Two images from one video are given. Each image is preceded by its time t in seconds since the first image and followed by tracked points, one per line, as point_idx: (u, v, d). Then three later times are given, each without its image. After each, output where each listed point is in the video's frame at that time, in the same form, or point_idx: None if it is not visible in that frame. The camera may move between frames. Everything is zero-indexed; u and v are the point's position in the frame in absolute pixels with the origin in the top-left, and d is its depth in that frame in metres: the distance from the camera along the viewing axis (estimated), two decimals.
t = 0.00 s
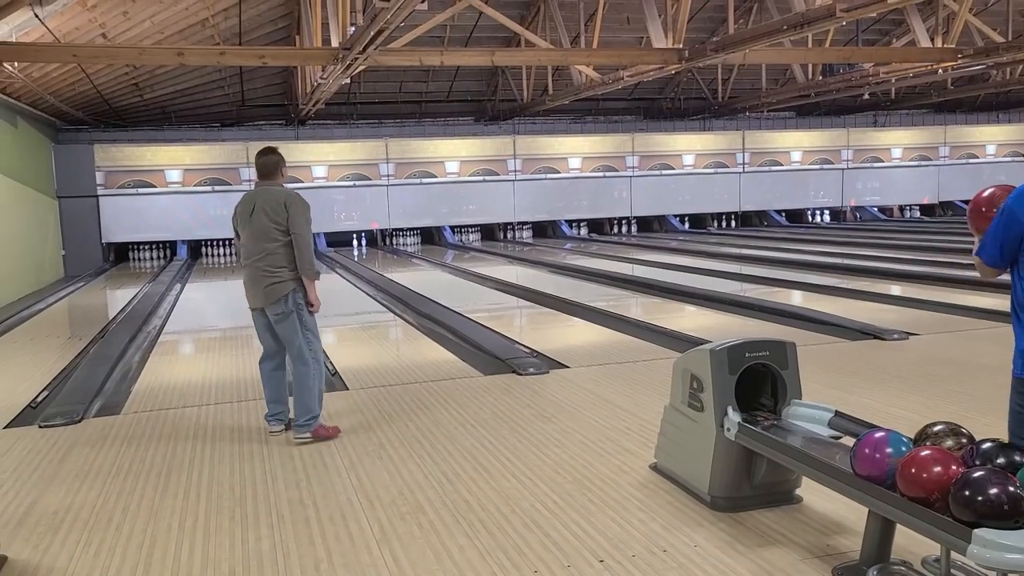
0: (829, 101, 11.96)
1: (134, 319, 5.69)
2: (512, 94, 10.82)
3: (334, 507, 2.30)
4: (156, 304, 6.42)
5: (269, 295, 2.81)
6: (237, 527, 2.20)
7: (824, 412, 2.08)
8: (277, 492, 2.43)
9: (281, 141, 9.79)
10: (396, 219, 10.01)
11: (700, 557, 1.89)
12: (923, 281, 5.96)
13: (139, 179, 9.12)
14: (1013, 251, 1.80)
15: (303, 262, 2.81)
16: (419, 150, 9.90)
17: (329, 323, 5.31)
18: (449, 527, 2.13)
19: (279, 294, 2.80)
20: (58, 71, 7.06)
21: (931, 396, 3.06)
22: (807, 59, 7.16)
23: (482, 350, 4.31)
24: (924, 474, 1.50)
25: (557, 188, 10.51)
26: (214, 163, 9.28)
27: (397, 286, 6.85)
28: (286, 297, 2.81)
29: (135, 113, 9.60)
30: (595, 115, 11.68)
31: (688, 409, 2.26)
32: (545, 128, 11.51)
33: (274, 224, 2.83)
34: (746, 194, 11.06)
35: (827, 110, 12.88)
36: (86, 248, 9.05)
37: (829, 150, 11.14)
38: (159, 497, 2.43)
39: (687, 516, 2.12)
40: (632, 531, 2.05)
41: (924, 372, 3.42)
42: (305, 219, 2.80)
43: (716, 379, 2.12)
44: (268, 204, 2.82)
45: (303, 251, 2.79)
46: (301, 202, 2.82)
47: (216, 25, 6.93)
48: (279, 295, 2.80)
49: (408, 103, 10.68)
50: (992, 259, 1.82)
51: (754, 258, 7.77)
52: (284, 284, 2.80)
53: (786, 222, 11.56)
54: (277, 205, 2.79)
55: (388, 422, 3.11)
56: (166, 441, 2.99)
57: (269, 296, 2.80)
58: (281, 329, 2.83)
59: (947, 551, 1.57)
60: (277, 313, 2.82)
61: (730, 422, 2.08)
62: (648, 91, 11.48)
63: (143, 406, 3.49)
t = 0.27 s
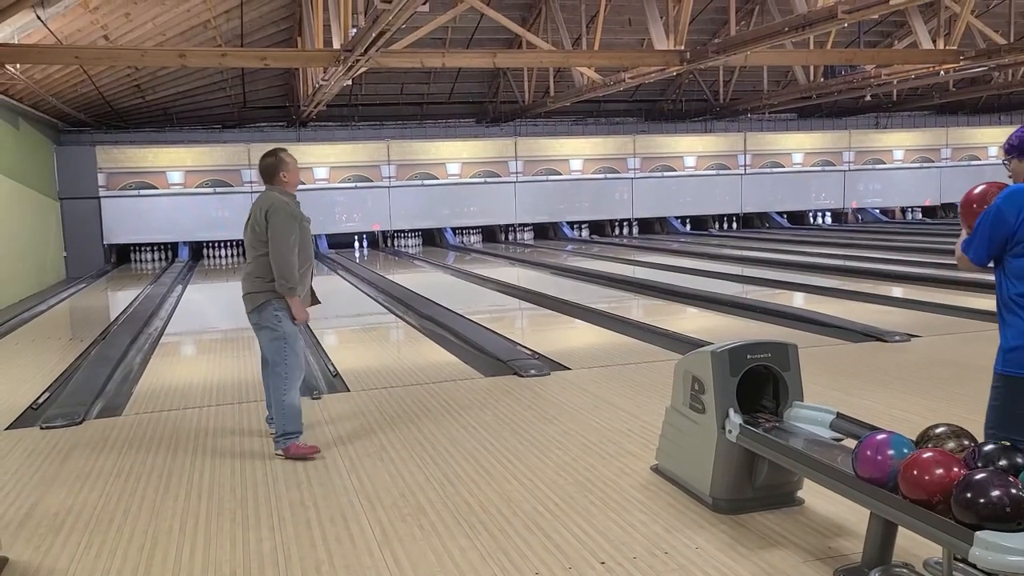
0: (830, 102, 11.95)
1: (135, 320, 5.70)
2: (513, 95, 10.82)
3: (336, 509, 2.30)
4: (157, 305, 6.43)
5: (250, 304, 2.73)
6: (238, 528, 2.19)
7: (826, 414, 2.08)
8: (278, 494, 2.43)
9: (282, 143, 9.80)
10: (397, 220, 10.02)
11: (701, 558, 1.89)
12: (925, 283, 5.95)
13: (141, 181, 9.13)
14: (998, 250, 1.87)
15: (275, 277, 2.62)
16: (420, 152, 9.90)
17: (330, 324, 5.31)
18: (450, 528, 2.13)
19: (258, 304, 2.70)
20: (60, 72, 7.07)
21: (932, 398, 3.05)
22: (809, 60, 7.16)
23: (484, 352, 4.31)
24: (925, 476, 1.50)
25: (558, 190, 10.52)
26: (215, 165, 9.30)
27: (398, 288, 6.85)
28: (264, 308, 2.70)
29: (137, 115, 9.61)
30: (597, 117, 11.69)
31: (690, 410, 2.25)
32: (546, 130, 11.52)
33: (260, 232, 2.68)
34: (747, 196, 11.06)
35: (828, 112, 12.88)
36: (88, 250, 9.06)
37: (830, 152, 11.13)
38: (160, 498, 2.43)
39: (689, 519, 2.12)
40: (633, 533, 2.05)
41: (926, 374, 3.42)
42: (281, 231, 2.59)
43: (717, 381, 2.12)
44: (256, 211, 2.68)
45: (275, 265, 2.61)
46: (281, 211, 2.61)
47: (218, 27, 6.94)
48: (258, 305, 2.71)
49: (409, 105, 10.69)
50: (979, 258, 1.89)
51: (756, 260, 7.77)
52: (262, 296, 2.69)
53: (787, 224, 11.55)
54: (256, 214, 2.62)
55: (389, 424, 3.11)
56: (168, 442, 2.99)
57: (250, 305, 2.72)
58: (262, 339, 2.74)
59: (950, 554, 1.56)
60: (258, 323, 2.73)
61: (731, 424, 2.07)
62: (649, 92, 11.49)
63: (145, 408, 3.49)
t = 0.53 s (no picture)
0: (833, 102, 11.94)
1: (138, 320, 5.71)
2: (515, 95, 10.83)
3: (338, 508, 2.30)
4: (160, 305, 6.44)
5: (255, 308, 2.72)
6: (241, 528, 2.20)
7: (828, 414, 2.08)
8: (280, 494, 2.43)
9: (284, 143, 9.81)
10: (400, 221, 10.02)
11: (703, 558, 1.89)
12: (927, 283, 5.95)
13: (143, 181, 9.14)
14: (965, 250, 1.87)
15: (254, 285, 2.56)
16: (422, 153, 9.90)
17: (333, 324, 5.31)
18: (452, 528, 2.13)
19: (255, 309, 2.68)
20: (62, 73, 7.08)
21: (934, 398, 3.05)
22: (811, 60, 7.15)
23: (486, 352, 4.31)
24: (928, 476, 1.50)
25: (560, 190, 10.52)
26: (217, 165, 9.31)
27: (400, 288, 6.85)
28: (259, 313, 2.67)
29: (139, 115, 9.62)
30: (599, 117, 11.69)
31: (692, 411, 2.25)
32: (548, 130, 11.52)
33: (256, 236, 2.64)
34: (750, 196, 11.05)
35: (830, 112, 12.87)
36: (90, 250, 9.08)
37: (833, 152, 11.12)
38: (163, 498, 2.44)
39: (691, 518, 2.12)
40: (635, 533, 2.05)
41: (928, 374, 3.41)
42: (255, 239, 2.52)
43: (719, 380, 2.12)
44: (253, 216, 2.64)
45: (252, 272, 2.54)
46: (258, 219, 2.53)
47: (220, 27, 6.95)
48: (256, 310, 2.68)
49: (411, 105, 10.70)
50: (947, 258, 1.88)
51: (758, 260, 7.76)
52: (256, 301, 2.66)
53: (790, 224, 11.54)
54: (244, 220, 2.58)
55: (391, 424, 3.11)
56: (170, 442, 3.00)
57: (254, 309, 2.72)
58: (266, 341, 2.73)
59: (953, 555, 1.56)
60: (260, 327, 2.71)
61: (733, 424, 2.07)
62: (651, 92, 11.49)
63: (147, 408, 3.50)
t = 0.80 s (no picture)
0: (835, 104, 11.94)
1: (139, 321, 5.71)
2: (517, 97, 10.83)
3: (340, 510, 2.30)
4: (161, 306, 6.44)
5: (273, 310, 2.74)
6: (243, 529, 2.20)
7: (830, 416, 2.08)
8: (282, 495, 2.43)
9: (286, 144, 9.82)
10: (401, 222, 10.03)
11: (705, 560, 1.89)
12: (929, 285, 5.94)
13: (145, 182, 9.15)
14: (926, 251, 1.94)
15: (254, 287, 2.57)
16: (423, 154, 9.91)
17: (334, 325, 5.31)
18: (453, 530, 2.13)
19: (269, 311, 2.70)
20: (65, 74, 7.09)
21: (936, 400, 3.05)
22: (813, 62, 7.15)
23: (487, 353, 4.32)
24: (930, 478, 1.50)
25: (561, 192, 10.51)
26: (219, 166, 9.33)
27: (402, 289, 6.85)
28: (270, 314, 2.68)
29: (141, 116, 9.63)
30: (601, 118, 11.70)
31: (694, 412, 2.25)
32: (550, 131, 11.53)
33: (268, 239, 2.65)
34: (751, 198, 11.05)
35: (832, 114, 12.87)
36: (92, 251, 9.09)
37: (834, 154, 11.12)
38: (165, 499, 2.44)
39: (692, 520, 2.12)
40: (636, 535, 2.05)
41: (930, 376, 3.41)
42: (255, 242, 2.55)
43: (720, 382, 2.13)
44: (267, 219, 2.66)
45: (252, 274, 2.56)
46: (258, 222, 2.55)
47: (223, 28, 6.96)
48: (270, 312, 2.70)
49: (412, 106, 10.71)
50: (909, 258, 1.96)
51: (760, 261, 7.76)
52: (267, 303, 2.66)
53: (791, 226, 11.53)
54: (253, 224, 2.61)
55: (393, 425, 3.11)
56: (172, 443, 3.00)
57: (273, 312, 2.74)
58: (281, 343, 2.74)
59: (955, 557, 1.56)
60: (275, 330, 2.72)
61: (735, 426, 2.07)
62: (653, 94, 11.49)
63: (148, 409, 3.50)
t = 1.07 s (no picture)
0: (835, 106, 11.94)
1: (141, 323, 5.71)
2: (518, 99, 10.84)
3: (342, 512, 2.30)
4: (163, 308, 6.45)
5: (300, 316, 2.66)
6: (244, 531, 2.20)
7: (831, 417, 2.08)
8: (284, 497, 2.43)
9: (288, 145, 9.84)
10: (402, 223, 10.03)
11: (706, 562, 1.89)
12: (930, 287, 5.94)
13: (147, 184, 9.15)
14: (909, 257, 1.97)
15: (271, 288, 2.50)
16: (425, 156, 9.92)
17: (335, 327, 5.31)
18: (455, 532, 2.13)
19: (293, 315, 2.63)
20: (67, 75, 7.11)
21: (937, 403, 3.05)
22: (814, 64, 7.15)
23: (488, 355, 4.32)
24: (932, 480, 1.50)
25: (562, 194, 10.52)
26: (220, 168, 9.34)
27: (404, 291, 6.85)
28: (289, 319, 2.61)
29: (142, 118, 9.64)
30: (602, 120, 11.70)
31: (695, 414, 2.25)
32: (552, 133, 11.53)
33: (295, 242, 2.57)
34: (753, 201, 11.04)
35: (833, 116, 12.87)
36: (93, 252, 9.09)
37: (835, 156, 11.12)
38: (166, 500, 2.44)
39: (694, 522, 2.11)
40: (638, 537, 2.05)
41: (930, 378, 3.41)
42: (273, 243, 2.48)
43: (722, 384, 2.13)
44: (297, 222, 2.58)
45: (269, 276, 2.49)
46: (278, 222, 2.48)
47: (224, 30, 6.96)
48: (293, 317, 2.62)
49: (413, 108, 10.72)
50: (891, 265, 1.99)
51: (761, 263, 7.76)
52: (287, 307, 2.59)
53: (792, 228, 11.52)
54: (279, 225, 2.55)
55: (395, 427, 3.10)
56: (173, 444, 3.00)
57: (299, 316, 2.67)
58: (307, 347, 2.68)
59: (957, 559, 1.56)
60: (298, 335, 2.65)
61: (737, 428, 2.07)
62: (654, 96, 11.51)
63: (150, 410, 3.50)
